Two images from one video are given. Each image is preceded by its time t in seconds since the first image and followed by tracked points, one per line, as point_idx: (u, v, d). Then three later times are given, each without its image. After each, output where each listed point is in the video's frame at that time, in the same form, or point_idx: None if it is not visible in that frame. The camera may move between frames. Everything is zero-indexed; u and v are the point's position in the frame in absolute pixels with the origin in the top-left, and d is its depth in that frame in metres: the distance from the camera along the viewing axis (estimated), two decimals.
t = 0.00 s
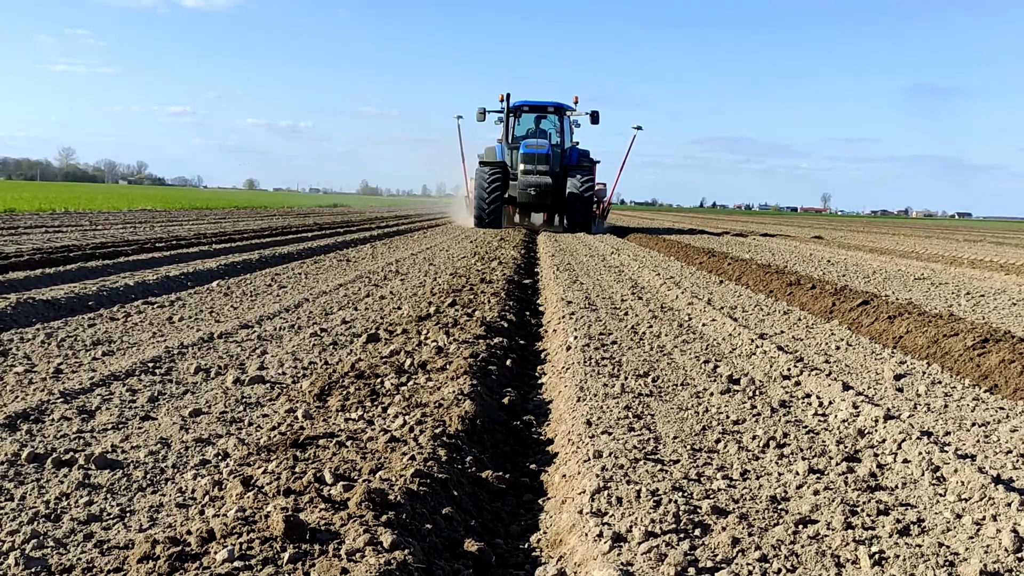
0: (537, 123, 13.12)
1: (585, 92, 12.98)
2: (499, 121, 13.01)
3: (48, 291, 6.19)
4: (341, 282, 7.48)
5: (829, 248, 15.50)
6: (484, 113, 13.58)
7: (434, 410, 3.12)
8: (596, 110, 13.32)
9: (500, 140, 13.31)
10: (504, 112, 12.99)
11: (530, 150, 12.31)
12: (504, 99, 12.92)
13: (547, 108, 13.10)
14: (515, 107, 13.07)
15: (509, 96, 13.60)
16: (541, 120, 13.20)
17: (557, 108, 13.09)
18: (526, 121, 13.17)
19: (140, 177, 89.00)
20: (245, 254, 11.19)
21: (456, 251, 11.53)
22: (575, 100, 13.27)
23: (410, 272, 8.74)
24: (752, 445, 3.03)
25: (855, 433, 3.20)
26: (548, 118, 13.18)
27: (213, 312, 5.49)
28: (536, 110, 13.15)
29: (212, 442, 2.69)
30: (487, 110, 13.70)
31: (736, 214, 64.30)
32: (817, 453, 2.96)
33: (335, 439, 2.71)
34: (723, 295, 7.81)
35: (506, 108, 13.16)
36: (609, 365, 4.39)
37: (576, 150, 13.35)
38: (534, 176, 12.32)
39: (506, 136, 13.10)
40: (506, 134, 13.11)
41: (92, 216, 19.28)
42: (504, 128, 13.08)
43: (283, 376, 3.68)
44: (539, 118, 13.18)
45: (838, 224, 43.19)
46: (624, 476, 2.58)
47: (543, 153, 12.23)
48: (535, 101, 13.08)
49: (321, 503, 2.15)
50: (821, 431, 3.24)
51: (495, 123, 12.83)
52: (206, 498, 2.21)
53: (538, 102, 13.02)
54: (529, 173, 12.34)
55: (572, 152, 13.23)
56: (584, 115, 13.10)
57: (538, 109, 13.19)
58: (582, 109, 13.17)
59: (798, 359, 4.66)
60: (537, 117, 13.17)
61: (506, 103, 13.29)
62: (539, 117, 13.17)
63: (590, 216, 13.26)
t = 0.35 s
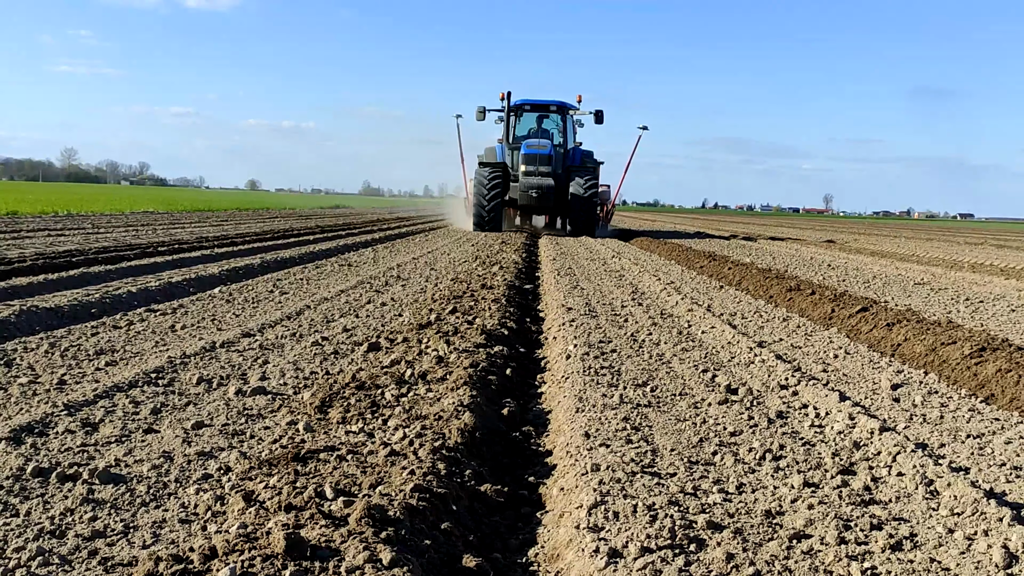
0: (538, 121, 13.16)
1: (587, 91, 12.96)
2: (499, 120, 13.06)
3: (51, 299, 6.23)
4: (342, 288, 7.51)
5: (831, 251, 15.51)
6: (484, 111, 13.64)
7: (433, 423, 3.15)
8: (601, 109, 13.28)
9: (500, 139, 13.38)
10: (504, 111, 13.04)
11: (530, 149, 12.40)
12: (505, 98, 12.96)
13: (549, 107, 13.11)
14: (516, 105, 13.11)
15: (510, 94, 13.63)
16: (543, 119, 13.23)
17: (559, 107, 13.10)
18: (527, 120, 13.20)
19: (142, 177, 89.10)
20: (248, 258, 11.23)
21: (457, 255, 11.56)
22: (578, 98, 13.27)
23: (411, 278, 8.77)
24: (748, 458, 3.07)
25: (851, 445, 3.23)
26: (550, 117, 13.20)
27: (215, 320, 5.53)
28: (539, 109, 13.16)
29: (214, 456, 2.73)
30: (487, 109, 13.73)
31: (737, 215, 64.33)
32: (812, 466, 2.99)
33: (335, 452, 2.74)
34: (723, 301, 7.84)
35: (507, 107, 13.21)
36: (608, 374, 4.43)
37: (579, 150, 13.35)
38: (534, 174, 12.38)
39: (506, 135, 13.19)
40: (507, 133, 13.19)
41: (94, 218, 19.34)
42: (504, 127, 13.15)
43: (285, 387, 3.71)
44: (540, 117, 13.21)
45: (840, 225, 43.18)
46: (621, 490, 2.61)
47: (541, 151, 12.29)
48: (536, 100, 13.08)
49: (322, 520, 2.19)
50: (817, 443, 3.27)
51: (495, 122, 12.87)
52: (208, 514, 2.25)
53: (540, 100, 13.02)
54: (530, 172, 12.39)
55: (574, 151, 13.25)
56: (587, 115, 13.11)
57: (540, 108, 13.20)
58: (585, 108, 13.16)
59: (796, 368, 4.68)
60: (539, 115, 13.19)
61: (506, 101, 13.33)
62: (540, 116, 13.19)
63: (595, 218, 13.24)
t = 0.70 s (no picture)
0: (540, 120, 13.19)
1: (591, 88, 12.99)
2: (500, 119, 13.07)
3: (56, 305, 6.28)
4: (345, 294, 7.54)
5: (832, 254, 15.53)
6: (484, 110, 13.66)
7: (435, 435, 3.18)
8: (606, 106, 13.30)
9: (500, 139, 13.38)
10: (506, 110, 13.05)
11: (532, 148, 12.54)
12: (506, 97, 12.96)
13: (551, 105, 13.14)
14: (518, 103, 13.12)
15: (511, 93, 13.63)
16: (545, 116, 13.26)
17: (562, 105, 13.14)
18: (529, 119, 13.23)
19: (145, 177, 89.23)
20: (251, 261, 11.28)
21: (459, 259, 11.59)
22: (582, 96, 13.30)
23: (413, 282, 8.79)
24: (746, 470, 3.10)
25: (848, 457, 3.26)
26: (552, 115, 13.23)
27: (218, 327, 5.56)
28: (541, 106, 13.18)
29: (218, 468, 2.76)
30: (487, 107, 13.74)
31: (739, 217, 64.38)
32: (810, 478, 3.02)
33: (337, 466, 2.78)
34: (724, 307, 7.87)
35: (508, 106, 13.23)
36: (608, 383, 4.45)
37: (581, 148, 13.40)
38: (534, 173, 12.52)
39: (506, 136, 13.18)
40: (507, 134, 13.18)
41: (97, 220, 19.39)
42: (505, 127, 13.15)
43: (288, 398, 3.74)
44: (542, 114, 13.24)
45: (843, 226, 43.17)
46: (620, 504, 2.65)
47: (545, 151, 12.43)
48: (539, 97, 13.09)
49: (324, 536, 2.22)
50: (815, 455, 3.30)
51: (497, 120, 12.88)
52: (212, 528, 2.28)
53: (542, 98, 13.04)
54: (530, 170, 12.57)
55: (576, 151, 13.28)
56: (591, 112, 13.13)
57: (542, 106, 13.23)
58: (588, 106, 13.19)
59: (796, 377, 4.71)
60: (541, 114, 13.23)
61: (508, 99, 13.34)
62: (542, 113, 13.23)
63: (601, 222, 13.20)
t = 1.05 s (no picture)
0: (543, 119, 13.25)
1: (595, 88, 13.05)
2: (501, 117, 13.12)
3: (61, 313, 6.31)
4: (348, 301, 7.57)
5: (835, 258, 15.54)
6: (484, 107, 13.72)
7: (436, 451, 3.21)
8: (612, 106, 13.30)
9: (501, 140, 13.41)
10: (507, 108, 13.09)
11: (533, 149, 12.39)
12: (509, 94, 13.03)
13: (555, 103, 13.20)
14: (520, 102, 13.19)
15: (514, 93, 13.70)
16: (548, 115, 13.31)
17: (565, 105, 13.21)
18: (531, 118, 13.28)
19: (148, 178, 89.34)
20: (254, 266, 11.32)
21: (461, 264, 11.62)
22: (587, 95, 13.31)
23: (416, 289, 8.82)
24: (746, 487, 3.12)
25: (847, 473, 3.28)
26: (555, 114, 13.29)
27: (222, 336, 5.59)
28: (544, 105, 13.25)
29: (223, 485, 2.79)
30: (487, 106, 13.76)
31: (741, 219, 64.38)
32: (808, 496, 3.04)
33: (340, 483, 2.81)
34: (726, 315, 7.89)
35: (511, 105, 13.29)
36: (609, 395, 4.48)
37: (586, 149, 13.39)
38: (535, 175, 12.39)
39: (506, 136, 13.21)
40: (508, 133, 13.21)
41: (100, 223, 19.44)
42: (506, 126, 13.19)
43: (291, 411, 3.77)
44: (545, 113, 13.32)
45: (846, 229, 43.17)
46: (620, 523, 2.68)
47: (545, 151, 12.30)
48: (542, 94, 13.17)
49: (327, 557, 2.25)
50: (814, 471, 3.33)
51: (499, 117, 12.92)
52: (217, 548, 2.32)
53: (545, 96, 13.11)
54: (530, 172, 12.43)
55: (580, 151, 13.29)
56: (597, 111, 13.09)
57: (545, 104, 13.31)
58: (592, 106, 13.24)
59: (796, 390, 4.73)
60: (544, 112, 13.29)
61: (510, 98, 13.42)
62: (545, 113, 13.28)
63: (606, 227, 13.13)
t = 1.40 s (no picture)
0: (546, 118, 13.24)
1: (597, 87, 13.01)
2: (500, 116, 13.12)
3: (63, 321, 6.33)
4: (348, 308, 7.59)
5: (836, 262, 15.55)
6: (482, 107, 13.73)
7: (435, 465, 3.24)
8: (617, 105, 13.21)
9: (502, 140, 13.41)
10: (508, 106, 13.10)
11: (534, 149, 12.35)
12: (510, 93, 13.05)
13: (557, 101, 13.21)
14: (521, 101, 13.21)
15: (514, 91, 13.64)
16: (550, 115, 13.31)
17: (568, 103, 13.20)
18: (533, 117, 13.29)
19: (150, 179, 89.39)
20: (256, 270, 11.34)
21: (462, 269, 11.64)
22: (591, 93, 13.20)
23: (417, 295, 8.84)
24: (742, 501, 3.14)
25: (843, 488, 3.31)
26: (558, 113, 13.28)
27: (223, 345, 5.61)
28: (546, 104, 13.27)
29: (223, 501, 2.82)
30: (487, 105, 13.76)
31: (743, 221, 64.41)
32: (804, 511, 3.06)
33: (340, 499, 2.83)
34: (725, 322, 7.91)
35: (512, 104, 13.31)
36: (608, 406, 4.50)
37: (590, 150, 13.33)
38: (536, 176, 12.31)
39: (506, 136, 13.22)
40: (508, 133, 13.22)
41: (102, 226, 19.50)
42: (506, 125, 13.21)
43: (292, 424, 3.80)
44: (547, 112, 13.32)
45: (847, 230, 43.16)
46: (617, 539, 2.70)
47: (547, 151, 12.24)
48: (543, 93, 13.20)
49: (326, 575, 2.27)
50: (811, 485, 3.35)
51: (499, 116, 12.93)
52: (217, 566, 2.34)
53: (547, 94, 13.13)
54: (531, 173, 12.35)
55: (582, 152, 13.23)
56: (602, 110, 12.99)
57: (547, 103, 13.33)
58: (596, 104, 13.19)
59: (795, 400, 4.75)
60: (546, 112, 13.29)
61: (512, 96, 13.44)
62: (547, 112, 13.28)
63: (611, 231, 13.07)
